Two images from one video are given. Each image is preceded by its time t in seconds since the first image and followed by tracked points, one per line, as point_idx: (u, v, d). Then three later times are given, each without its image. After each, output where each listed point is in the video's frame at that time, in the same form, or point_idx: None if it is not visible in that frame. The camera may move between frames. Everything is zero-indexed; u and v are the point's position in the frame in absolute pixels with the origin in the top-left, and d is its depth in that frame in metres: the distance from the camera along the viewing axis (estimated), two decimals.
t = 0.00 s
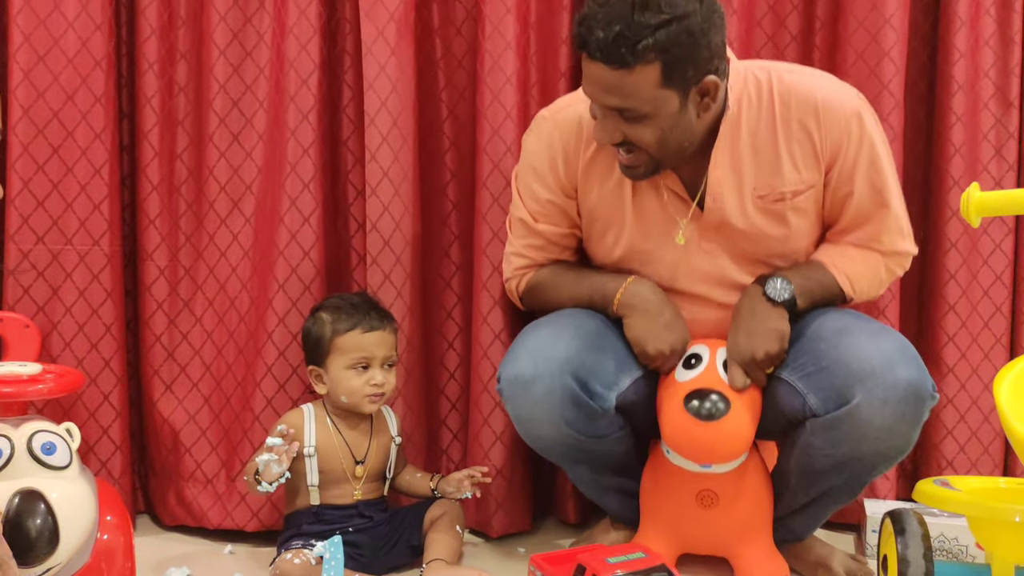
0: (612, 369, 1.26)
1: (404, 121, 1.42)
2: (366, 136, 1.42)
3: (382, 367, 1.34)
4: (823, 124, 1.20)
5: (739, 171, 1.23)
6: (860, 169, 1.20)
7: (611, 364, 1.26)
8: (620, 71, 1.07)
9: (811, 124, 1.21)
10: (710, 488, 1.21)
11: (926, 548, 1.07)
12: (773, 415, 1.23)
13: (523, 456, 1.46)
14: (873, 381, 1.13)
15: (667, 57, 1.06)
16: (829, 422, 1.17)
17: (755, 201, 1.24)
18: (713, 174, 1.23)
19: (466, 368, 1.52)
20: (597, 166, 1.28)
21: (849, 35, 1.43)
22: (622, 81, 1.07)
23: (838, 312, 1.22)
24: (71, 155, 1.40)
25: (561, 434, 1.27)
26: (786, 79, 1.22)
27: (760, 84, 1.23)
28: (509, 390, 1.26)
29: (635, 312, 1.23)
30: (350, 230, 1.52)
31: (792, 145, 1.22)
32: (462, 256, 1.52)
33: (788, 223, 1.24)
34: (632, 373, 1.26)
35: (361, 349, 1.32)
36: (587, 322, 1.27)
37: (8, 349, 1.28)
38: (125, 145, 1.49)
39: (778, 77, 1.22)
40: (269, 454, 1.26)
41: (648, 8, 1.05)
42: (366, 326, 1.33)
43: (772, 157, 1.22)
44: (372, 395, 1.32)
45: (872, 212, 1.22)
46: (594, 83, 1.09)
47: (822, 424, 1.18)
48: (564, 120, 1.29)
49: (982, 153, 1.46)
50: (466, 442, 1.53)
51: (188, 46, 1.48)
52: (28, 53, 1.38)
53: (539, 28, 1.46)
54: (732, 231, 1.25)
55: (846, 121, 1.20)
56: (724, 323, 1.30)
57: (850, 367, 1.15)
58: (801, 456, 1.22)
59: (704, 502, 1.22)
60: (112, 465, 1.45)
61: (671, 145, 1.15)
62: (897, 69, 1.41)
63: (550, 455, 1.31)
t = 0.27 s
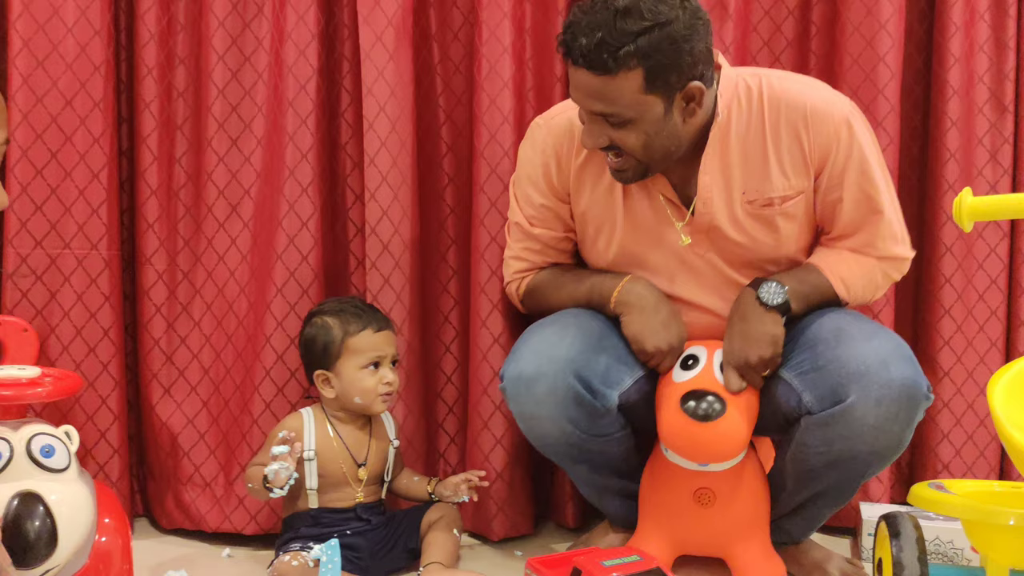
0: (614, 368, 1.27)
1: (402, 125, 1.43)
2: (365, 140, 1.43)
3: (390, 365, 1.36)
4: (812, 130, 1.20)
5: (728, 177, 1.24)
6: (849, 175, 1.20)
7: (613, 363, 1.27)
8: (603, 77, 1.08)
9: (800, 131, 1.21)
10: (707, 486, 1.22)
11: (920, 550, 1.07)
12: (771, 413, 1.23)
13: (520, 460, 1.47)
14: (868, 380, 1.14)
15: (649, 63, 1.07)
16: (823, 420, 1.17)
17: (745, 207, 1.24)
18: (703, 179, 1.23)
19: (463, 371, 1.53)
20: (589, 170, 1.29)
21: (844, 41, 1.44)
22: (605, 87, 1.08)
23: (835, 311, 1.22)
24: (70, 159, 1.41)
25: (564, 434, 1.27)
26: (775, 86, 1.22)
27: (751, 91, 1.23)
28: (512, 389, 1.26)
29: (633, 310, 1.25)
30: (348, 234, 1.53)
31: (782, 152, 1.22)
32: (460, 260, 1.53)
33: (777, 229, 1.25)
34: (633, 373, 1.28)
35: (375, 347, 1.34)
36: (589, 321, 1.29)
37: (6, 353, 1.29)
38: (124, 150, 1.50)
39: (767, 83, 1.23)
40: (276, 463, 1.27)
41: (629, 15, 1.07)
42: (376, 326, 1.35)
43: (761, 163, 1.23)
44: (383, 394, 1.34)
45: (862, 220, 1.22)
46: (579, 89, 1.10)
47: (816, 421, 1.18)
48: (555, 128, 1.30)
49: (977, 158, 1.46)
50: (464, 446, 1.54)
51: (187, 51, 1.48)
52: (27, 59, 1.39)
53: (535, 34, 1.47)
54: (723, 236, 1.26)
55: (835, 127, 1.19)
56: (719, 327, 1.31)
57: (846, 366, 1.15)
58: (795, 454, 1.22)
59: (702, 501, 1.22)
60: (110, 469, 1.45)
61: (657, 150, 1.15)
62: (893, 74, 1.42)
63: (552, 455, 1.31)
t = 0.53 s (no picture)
0: (614, 355, 1.28)
1: (402, 127, 1.43)
2: (364, 143, 1.43)
3: (390, 363, 1.37)
4: (808, 104, 1.20)
5: (725, 154, 1.23)
6: (848, 145, 1.19)
7: (613, 350, 1.28)
8: (592, 71, 1.08)
9: (796, 106, 1.20)
10: (707, 457, 1.22)
11: (919, 552, 1.07)
12: (771, 398, 1.25)
13: (519, 462, 1.47)
14: (862, 371, 1.14)
15: (638, 56, 1.07)
16: (818, 411, 1.18)
17: (743, 183, 1.24)
18: (698, 157, 1.23)
19: (462, 373, 1.53)
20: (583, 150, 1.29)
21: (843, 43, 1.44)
22: (595, 81, 1.08)
23: (835, 302, 1.23)
24: (68, 161, 1.41)
25: (566, 422, 1.27)
26: (769, 61, 1.21)
27: (745, 67, 1.22)
28: (514, 374, 1.27)
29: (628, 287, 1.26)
30: (347, 236, 1.52)
31: (778, 128, 1.21)
32: (459, 261, 1.53)
33: (776, 203, 1.24)
34: (633, 358, 1.29)
35: (376, 347, 1.34)
36: (589, 307, 1.30)
37: (4, 355, 1.29)
38: (122, 152, 1.50)
39: (762, 59, 1.22)
40: (280, 464, 1.27)
41: (615, 8, 1.06)
42: (377, 326, 1.35)
43: (758, 139, 1.22)
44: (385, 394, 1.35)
45: (864, 187, 1.22)
46: (568, 82, 1.11)
47: (811, 412, 1.18)
48: (549, 108, 1.30)
49: (975, 159, 1.46)
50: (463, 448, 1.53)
51: (186, 53, 1.48)
52: (26, 61, 1.39)
53: (534, 36, 1.47)
54: (721, 212, 1.26)
55: (831, 100, 1.19)
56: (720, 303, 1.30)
57: (840, 358, 1.16)
58: (792, 445, 1.23)
59: (702, 473, 1.22)
60: (109, 470, 1.45)
61: (650, 136, 1.16)
62: (891, 76, 1.42)
63: (552, 443, 1.31)
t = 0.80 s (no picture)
0: (614, 358, 1.28)
1: (401, 128, 1.43)
2: (363, 144, 1.43)
3: (386, 364, 1.36)
4: (807, 99, 1.19)
5: (724, 149, 1.23)
6: (847, 140, 1.19)
7: (613, 353, 1.28)
8: (591, 71, 1.08)
9: (795, 101, 1.20)
10: (705, 461, 1.22)
11: (918, 554, 1.06)
12: (768, 402, 1.25)
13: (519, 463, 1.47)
14: (857, 374, 1.14)
15: (637, 56, 1.07)
16: (814, 414, 1.18)
17: (743, 179, 1.23)
18: (697, 154, 1.23)
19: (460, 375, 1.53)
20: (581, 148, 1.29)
21: (842, 44, 1.44)
22: (593, 80, 1.09)
23: (830, 306, 1.23)
24: (67, 162, 1.41)
25: (564, 425, 1.27)
26: (768, 57, 1.21)
27: (743, 62, 1.22)
28: (514, 378, 1.27)
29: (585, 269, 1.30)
30: (346, 237, 1.52)
31: (777, 123, 1.21)
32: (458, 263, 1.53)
33: (776, 198, 1.24)
34: (633, 362, 1.29)
35: (369, 348, 1.34)
36: (589, 311, 1.30)
37: (3, 356, 1.29)
38: (121, 153, 1.50)
39: (760, 54, 1.22)
40: (279, 467, 1.27)
41: (613, 7, 1.05)
42: (371, 326, 1.35)
43: (758, 134, 1.22)
44: (381, 394, 1.34)
45: (862, 182, 1.22)
46: (566, 83, 1.11)
47: (807, 415, 1.18)
48: (543, 107, 1.31)
49: (975, 161, 1.47)
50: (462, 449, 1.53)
51: (185, 54, 1.49)
52: (25, 62, 1.39)
53: (534, 37, 1.47)
54: (720, 208, 1.26)
55: (830, 95, 1.19)
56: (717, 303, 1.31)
57: (836, 360, 1.16)
58: (788, 449, 1.23)
59: (699, 476, 1.22)
60: (107, 471, 1.46)
61: (650, 136, 1.16)
62: (890, 77, 1.42)
63: (552, 447, 1.32)
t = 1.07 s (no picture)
0: (614, 372, 1.27)
1: (402, 129, 1.43)
2: (363, 144, 1.43)
3: (380, 365, 1.36)
4: (805, 125, 1.19)
5: (723, 172, 1.23)
6: (844, 167, 1.20)
7: (613, 367, 1.27)
8: (597, 83, 1.08)
9: (794, 127, 1.20)
10: (704, 489, 1.22)
11: (917, 555, 1.07)
12: (766, 422, 1.23)
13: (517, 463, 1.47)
14: (860, 387, 1.14)
15: (643, 68, 1.07)
16: (816, 427, 1.17)
17: (740, 202, 1.23)
18: (695, 175, 1.23)
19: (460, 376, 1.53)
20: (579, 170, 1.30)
21: (842, 45, 1.44)
22: (598, 93, 1.08)
23: (829, 321, 1.23)
24: (68, 163, 1.41)
25: (562, 438, 1.28)
26: (767, 82, 1.22)
27: (742, 86, 1.22)
28: (511, 392, 1.28)
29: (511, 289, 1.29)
30: (346, 238, 1.53)
31: (776, 148, 1.21)
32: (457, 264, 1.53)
33: (773, 223, 1.24)
34: (634, 377, 1.27)
35: (361, 349, 1.34)
36: (587, 327, 1.30)
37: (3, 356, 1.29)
38: (122, 154, 1.50)
39: (759, 79, 1.22)
40: (282, 471, 1.28)
41: (621, 20, 1.06)
42: (363, 328, 1.35)
43: (755, 158, 1.22)
44: (375, 394, 1.34)
45: (858, 211, 1.22)
46: (571, 96, 1.10)
47: (809, 428, 1.18)
48: (544, 126, 1.32)
49: (975, 162, 1.47)
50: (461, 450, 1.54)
51: (185, 55, 1.49)
52: (25, 63, 1.39)
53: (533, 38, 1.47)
54: (716, 232, 1.26)
55: (828, 121, 1.19)
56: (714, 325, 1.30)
57: (838, 373, 1.16)
58: (789, 462, 1.22)
59: (698, 504, 1.22)
60: (108, 472, 1.46)
61: (652, 152, 1.16)
62: (890, 78, 1.42)
63: (551, 460, 1.32)
